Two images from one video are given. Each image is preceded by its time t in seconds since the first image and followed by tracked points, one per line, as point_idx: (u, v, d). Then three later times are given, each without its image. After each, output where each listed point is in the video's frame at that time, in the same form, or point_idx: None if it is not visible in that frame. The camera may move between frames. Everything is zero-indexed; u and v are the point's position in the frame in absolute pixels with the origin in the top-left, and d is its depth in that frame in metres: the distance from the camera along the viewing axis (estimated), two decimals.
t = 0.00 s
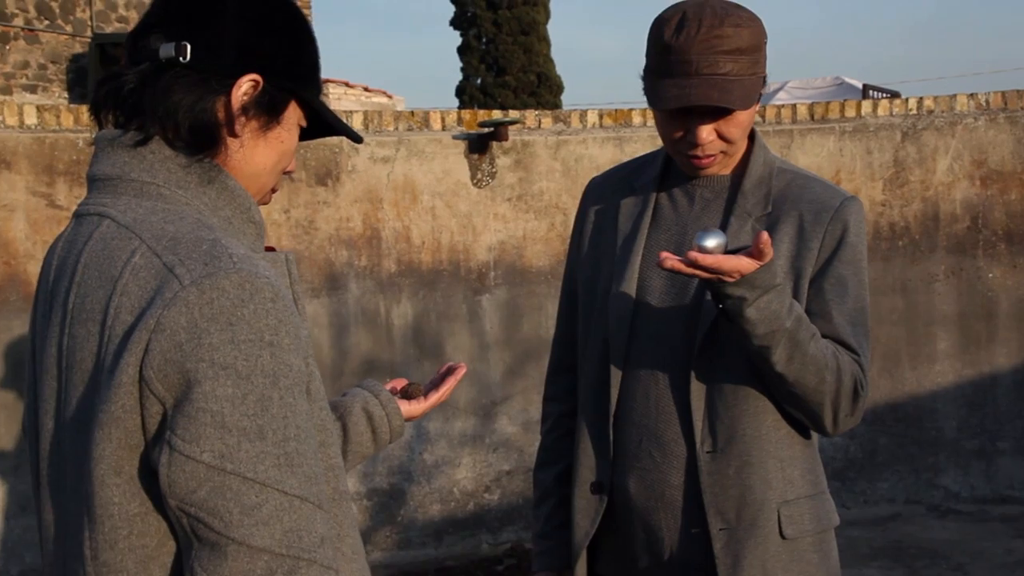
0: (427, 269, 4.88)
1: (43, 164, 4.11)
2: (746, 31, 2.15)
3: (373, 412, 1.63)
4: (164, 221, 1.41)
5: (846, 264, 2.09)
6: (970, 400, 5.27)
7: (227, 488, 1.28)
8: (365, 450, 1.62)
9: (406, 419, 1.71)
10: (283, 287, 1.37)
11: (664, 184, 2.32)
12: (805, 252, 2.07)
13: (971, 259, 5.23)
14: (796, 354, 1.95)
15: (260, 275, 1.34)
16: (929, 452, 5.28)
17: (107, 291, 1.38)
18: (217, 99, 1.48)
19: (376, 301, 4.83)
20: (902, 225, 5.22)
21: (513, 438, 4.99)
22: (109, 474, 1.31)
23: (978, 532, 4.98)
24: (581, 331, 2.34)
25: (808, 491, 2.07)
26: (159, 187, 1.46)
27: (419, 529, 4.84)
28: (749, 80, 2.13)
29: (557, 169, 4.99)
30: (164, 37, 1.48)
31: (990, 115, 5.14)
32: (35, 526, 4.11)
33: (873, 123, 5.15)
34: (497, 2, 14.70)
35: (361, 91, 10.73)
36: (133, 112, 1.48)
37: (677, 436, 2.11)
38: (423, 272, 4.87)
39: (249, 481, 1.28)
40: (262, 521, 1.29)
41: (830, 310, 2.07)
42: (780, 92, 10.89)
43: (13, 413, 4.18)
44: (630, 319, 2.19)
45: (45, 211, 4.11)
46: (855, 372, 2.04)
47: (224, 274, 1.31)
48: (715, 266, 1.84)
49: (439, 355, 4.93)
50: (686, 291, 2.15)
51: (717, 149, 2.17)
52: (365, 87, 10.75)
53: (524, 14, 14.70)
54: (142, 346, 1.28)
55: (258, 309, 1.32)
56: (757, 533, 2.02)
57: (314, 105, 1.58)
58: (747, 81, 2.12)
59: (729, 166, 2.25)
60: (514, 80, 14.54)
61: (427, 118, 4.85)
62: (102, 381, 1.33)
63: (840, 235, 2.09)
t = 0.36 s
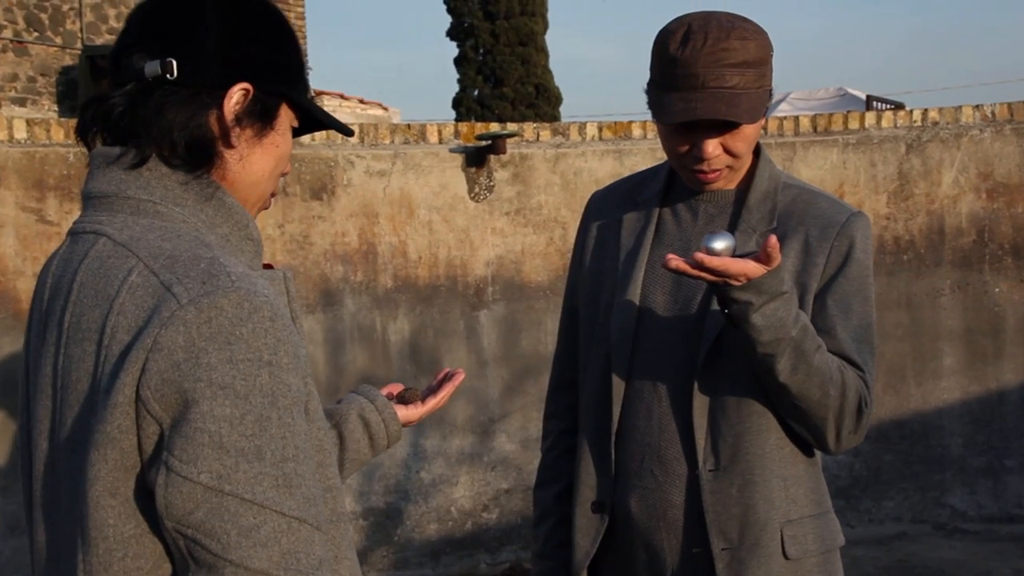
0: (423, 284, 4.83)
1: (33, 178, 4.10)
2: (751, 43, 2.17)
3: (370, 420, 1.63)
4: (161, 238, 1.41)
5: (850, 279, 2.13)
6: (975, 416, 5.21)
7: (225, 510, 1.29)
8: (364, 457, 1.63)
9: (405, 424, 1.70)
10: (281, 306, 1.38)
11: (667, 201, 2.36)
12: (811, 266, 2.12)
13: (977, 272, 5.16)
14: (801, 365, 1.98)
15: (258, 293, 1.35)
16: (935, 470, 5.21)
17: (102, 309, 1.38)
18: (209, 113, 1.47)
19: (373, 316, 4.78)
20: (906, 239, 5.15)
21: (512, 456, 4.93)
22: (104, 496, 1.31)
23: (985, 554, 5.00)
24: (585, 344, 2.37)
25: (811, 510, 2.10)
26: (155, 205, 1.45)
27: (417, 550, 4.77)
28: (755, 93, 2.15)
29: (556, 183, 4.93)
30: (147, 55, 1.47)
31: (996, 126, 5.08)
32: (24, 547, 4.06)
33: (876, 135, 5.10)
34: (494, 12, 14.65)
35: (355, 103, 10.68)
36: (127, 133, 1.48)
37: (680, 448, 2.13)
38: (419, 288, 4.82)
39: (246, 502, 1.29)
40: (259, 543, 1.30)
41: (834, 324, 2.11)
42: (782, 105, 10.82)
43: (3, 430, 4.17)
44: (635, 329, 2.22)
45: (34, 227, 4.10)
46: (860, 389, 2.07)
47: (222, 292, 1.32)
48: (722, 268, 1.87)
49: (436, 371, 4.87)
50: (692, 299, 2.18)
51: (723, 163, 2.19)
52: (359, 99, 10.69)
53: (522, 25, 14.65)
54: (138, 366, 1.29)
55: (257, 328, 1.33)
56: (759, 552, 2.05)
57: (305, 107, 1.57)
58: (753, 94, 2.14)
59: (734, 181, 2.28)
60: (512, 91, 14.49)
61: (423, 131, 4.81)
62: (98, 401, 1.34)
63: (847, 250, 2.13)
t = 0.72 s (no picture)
0: (421, 299, 4.80)
1: (24, 192, 4.09)
2: (756, 52, 2.12)
3: (361, 402, 1.74)
4: (157, 254, 1.49)
5: (856, 292, 2.10)
6: (983, 431, 5.14)
7: (224, 529, 1.36)
8: (360, 437, 1.73)
9: (398, 403, 1.80)
10: (278, 323, 1.46)
11: (669, 214, 2.32)
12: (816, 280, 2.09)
13: (984, 285, 5.10)
14: (805, 372, 1.94)
15: (254, 309, 1.43)
16: (941, 486, 5.14)
17: (99, 327, 1.46)
18: (202, 121, 1.56)
19: (369, 331, 4.75)
20: (911, 251, 5.11)
21: (512, 472, 4.88)
22: (100, 515, 1.39)
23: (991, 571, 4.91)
24: (586, 359, 2.34)
25: (815, 525, 2.09)
26: (152, 222, 1.54)
27: (415, 568, 4.70)
28: (762, 102, 2.10)
29: (555, 196, 4.89)
30: (138, 66, 1.56)
31: (1002, 137, 5.04)
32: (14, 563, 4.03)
33: (880, 146, 5.07)
34: (492, 23, 14.62)
35: (351, 114, 10.60)
36: (123, 144, 1.57)
37: (683, 463, 2.12)
38: (417, 302, 4.79)
39: (243, 519, 1.37)
40: (257, 558, 1.37)
41: (839, 335, 2.08)
42: (784, 116, 10.76)
43: None
44: (637, 342, 2.21)
45: (25, 241, 4.10)
46: (862, 399, 2.05)
47: (220, 309, 1.41)
48: (726, 270, 1.86)
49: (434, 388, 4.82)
50: (695, 309, 2.18)
51: (728, 174, 2.14)
52: (355, 110, 10.64)
53: (520, 35, 14.62)
54: (138, 386, 1.37)
55: (255, 345, 1.41)
56: (761, 568, 2.03)
57: (290, 109, 1.67)
58: (760, 103, 2.09)
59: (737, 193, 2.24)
60: (510, 100, 14.42)
61: (420, 143, 4.79)
62: (96, 421, 1.41)
63: (853, 261, 2.11)
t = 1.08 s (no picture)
0: (419, 311, 4.75)
1: (15, 204, 4.07)
2: (761, 60, 2.06)
3: (352, 384, 1.74)
4: (153, 268, 1.46)
5: (862, 303, 2.04)
6: (990, 445, 5.08)
7: (221, 550, 1.33)
8: (355, 422, 1.75)
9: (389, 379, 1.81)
10: (277, 337, 1.43)
11: (673, 226, 2.27)
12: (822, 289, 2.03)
13: (991, 296, 5.04)
14: (811, 380, 1.88)
15: (252, 324, 1.40)
16: (948, 501, 5.08)
17: (93, 342, 1.43)
18: (197, 130, 1.53)
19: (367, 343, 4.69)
20: (916, 262, 5.05)
21: (512, 487, 4.82)
22: (94, 534, 1.36)
23: None
24: (587, 374, 2.29)
25: (822, 539, 2.02)
26: (148, 236, 1.51)
27: None
28: (768, 110, 2.04)
29: (555, 206, 4.84)
30: (129, 77, 1.52)
31: (1008, 147, 4.99)
32: None
33: (884, 155, 5.03)
34: (490, 30, 14.59)
35: (348, 123, 10.54)
36: (118, 157, 1.53)
37: (685, 477, 2.06)
38: (414, 314, 4.74)
39: (240, 539, 1.34)
40: None
41: (845, 345, 2.01)
42: (788, 123, 10.72)
43: None
44: (640, 353, 2.15)
45: (16, 253, 4.08)
46: (871, 411, 1.98)
47: (217, 324, 1.37)
48: (736, 272, 1.80)
49: (432, 402, 4.79)
50: (699, 319, 2.12)
51: (734, 183, 2.08)
52: (352, 118, 10.60)
53: (519, 42, 14.58)
54: (133, 403, 1.34)
55: (253, 360, 1.38)
56: None
57: (282, 117, 1.64)
58: (765, 111, 2.03)
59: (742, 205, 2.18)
60: (510, 109, 14.38)
61: (418, 154, 4.72)
62: (91, 437, 1.38)
63: (860, 271, 2.05)
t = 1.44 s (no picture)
0: (417, 323, 4.70)
1: (9, 215, 4.05)
2: (769, 68, 2.02)
3: (350, 390, 1.72)
4: (148, 281, 1.42)
5: (869, 312, 1.99)
6: (996, 457, 5.03)
7: (219, 567, 1.29)
8: (354, 426, 1.72)
9: (385, 385, 1.78)
10: (276, 349, 1.39)
11: (676, 236, 2.21)
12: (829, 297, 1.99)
13: (997, 306, 5.00)
14: (819, 389, 1.83)
15: (250, 337, 1.36)
16: (955, 514, 5.02)
17: (89, 357, 1.39)
18: (190, 140, 1.49)
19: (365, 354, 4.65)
20: (922, 272, 5.01)
21: (512, 501, 4.78)
22: (91, 551, 1.33)
23: None
24: (589, 385, 2.24)
25: (827, 552, 1.96)
26: (143, 248, 1.46)
27: None
28: (775, 118, 2.00)
29: (555, 216, 4.79)
30: (120, 87, 1.48)
31: (1014, 154, 4.94)
32: None
33: (889, 164, 4.99)
34: (490, 37, 14.55)
35: (346, 132, 10.48)
36: (110, 169, 1.48)
37: (690, 489, 2.01)
38: (413, 325, 4.70)
39: (238, 555, 1.29)
40: None
41: (851, 355, 1.96)
42: (791, 131, 10.69)
43: None
44: (643, 362, 2.10)
45: (10, 264, 4.05)
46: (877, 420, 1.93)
47: (214, 337, 1.33)
48: (748, 275, 1.76)
49: (431, 414, 4.73)
50: (703, 328, 2.08)
51: (739, 192, 2.04)
52: (350, 126, 10.56)
53: (519, 49, 14.56)
54: (129, 418, 1.30)
55: (251, 374, 1.34)
56: None
57: (277, 125, 1.59)
58: (772, 119, 1.99)
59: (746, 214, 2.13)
60: (509, 117, 14.34)
61: (417, 162, 4.70)
62: (87, 453, 1.35)
63: (866, 279, 2.01)
